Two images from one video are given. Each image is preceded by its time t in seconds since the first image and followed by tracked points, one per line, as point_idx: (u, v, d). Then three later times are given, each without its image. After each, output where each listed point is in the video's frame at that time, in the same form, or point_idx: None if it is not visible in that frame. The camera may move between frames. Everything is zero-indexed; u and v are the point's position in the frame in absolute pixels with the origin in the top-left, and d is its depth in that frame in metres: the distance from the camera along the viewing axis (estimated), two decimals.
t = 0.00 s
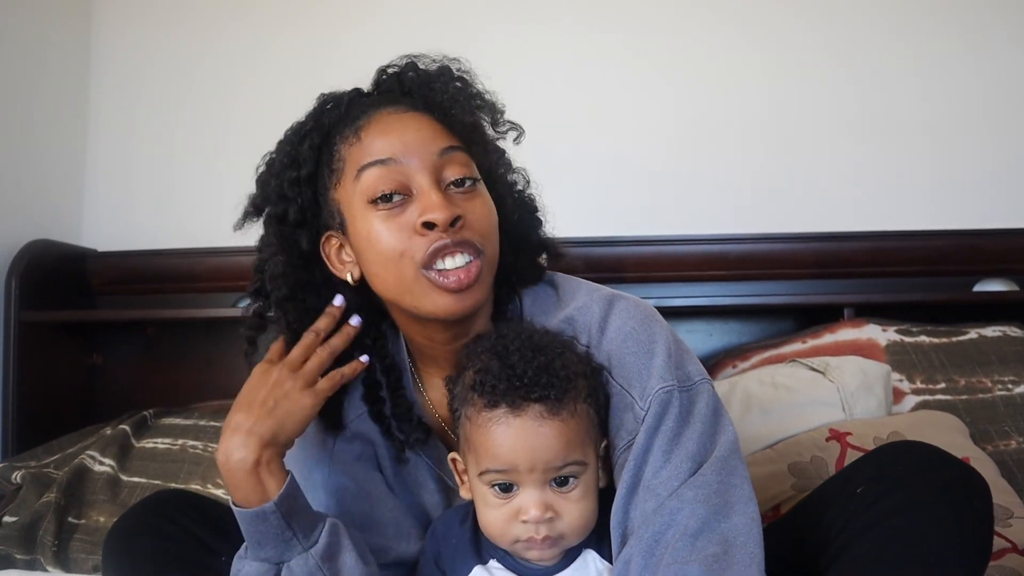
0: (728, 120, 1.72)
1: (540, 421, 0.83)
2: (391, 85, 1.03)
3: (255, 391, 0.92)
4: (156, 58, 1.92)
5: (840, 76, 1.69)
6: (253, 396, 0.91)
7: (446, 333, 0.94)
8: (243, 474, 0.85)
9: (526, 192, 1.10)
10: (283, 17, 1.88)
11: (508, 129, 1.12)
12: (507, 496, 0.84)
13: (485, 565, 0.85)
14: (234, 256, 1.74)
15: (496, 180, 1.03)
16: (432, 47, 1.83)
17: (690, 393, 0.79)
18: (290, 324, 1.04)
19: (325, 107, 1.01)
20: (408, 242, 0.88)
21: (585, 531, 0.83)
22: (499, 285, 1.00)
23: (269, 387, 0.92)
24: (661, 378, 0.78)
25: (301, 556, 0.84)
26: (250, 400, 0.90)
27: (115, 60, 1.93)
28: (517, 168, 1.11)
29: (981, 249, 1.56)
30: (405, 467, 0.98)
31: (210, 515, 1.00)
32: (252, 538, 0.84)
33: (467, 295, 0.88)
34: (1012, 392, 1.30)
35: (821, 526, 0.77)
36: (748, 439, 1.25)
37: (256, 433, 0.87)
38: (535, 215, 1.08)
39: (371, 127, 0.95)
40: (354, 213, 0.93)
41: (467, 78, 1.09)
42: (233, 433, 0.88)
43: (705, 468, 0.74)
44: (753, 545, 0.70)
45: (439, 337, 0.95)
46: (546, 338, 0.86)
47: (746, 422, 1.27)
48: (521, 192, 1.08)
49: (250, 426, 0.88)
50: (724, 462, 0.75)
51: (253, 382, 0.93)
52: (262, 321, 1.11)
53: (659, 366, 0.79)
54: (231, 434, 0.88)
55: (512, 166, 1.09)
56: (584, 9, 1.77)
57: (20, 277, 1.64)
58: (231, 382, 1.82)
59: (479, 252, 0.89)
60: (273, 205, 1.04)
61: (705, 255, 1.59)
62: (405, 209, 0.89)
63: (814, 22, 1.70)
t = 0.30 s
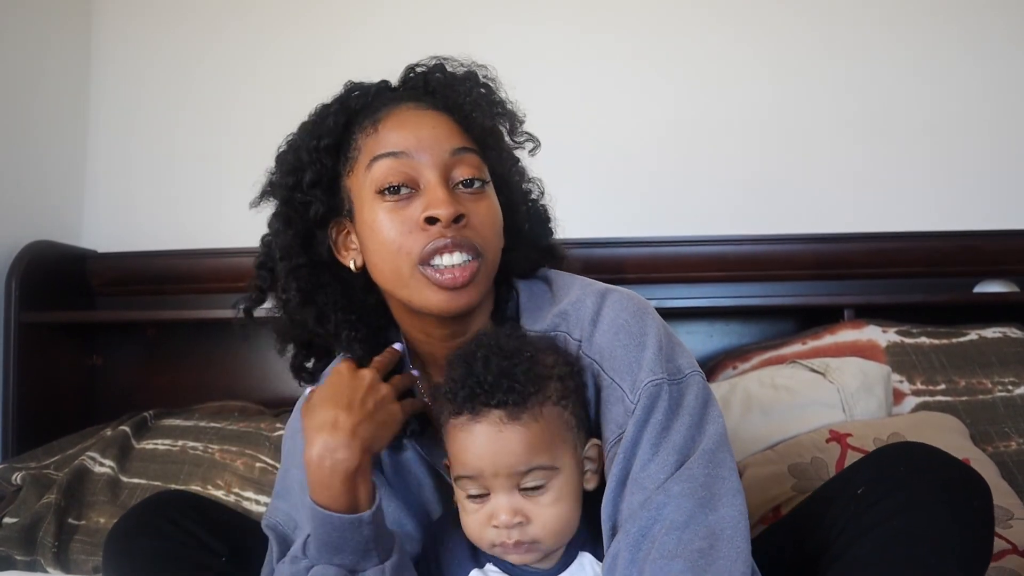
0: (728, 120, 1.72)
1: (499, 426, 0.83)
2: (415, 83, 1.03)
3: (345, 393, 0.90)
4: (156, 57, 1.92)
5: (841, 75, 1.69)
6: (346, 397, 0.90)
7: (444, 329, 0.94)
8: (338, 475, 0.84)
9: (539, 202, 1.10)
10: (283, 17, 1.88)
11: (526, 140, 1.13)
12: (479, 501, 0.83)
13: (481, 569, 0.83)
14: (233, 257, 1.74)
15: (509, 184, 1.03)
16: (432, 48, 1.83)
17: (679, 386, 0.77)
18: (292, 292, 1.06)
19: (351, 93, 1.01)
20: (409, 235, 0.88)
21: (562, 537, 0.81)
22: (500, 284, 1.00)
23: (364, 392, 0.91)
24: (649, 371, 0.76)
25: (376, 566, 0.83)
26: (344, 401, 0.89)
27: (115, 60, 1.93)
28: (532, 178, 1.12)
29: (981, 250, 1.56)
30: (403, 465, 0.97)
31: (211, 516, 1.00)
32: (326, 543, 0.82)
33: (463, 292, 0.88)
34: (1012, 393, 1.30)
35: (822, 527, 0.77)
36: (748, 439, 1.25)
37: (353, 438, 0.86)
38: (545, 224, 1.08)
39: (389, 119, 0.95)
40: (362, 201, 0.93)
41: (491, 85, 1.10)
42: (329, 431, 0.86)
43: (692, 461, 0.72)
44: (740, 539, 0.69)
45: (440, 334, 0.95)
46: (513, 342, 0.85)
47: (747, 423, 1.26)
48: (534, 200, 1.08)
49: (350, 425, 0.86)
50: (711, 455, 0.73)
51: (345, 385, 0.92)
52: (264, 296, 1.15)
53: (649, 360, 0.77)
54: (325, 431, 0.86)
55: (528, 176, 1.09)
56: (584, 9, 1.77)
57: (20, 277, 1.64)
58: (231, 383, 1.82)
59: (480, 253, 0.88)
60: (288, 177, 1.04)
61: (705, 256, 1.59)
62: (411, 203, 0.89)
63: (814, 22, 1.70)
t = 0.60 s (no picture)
0: (729, 121, 1.72)
1: (490, 419, 0.82)
2: (440, 81, 1.03)
3: (379, 385, 0.89)
4: (157, 58, 1.92)
5: (841, 76, 1.69)
6: (380, 389, 0.89)
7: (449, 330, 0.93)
8: (374, 466, 0.83)
9: (551, 206, 1.11)
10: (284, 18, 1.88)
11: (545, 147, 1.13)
12: (474, 493, 0.83)
13: (484, 565, 0.83)
14: (233, 259, 1.74)
15: (524, 186, 1.03)
16: (433, 49, 1.83)
17: (663, 371, 0.76)
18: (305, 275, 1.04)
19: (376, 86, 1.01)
20: (425, 233, 0.87)
21: (555, 532, 0.80)
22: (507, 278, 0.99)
23: (398, 384, 0.90)
24: (631, 359, 0.76)
25: (400, 556, 0.82)
26: (379, 393, 0.88)
27: (116, 61, 1.93)
28: (546, 183, 1.12)
29: (981, 251, 1.56)
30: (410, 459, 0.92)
31: (211, 516, 1.00)
32: (354, 531, 0.81)
33: (474, 294, 0.87)
34: (1012, 394, 1.30)
35: (826, 529, 0.77)
36: (748, 440, 1.25)
37: (386, 428, 0.85)
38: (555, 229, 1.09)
39: (412, 115, 0.94)
40: (380, 196, 0.92)
41: (515, 90, 1.09)
42: (365, 423, 0.86)
43: (678, 450, 0.71)
44: (730, 530, 0.67)
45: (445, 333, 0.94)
46: (511, 338, 0.85)
47: (747, 424, 1.27)
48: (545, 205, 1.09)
49: (386, 417, 0.86)
50: (698, 444, 0.72)
51: (379, 376, 0.91)
52: (276, 281, 1.14)
53: (630, 346, 0.77)
54: (361, 422, 0.86)
55: (542, 181, 1.09)
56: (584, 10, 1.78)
57: (21, 277, 1.63)
58: (231, 385, 1.82)
59: (492, 258, 0.87)
60: (307, 162, 1.03)
61: (705, 257, 1.60)
62: (429, 200, 0.88)
63: (814, 23, 1.71)
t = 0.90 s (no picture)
0: (729, 120, 1.72)
1: (494, 434, 0.81)
2: (452, 79, 0.97)
3: (376, 384, 0.89)
4: (157, 58, 1.92)
5: (842, 76, 1.69)
6: (378, 388, 0.89)
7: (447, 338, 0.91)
8: (372, 464, 0.83)
9: (551, 211, 1.08)
10: (284, 19, 1.88)
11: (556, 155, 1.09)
12: (473, 508, 0.83)
13: (478, 569, 0.83)
14: (233, 259, 1.74)
15: (529, 194, 1.00)
16: (433, 48, 1.83)
17: (644, 365, 0.75)
18: (300, 266, 1.02)
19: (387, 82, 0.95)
20: (430, 247, 0.83)
21: (558, 539, 0.80)
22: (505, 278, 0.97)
23: (396, 383, 0.90)
24: (612, 355, 0.75)
25: (399, 555, 0.82)
26: (377, 391, 0.88)
27: (116, 60, 1.93)
28: (549, 188, 1.08)
29: (981, 251, 1.56)
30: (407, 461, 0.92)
31: (210, 518, 1.00)
32: (354, 528, 0.81)
33: (476, 312, 0.84)
34: (1012, 394, 1.30)
35: (826, 529, 0.77)
36: (748, 439, 1.25)
37: (382, 424, 0.85)
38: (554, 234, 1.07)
39: (422, 120, 0.90)
40: (384, 202, 0.89)
41: (529, 97, 1.04)
42: (363, 421, 0.85)
43: (661, 447, 0.71)
44: (715, 528, 0.67)
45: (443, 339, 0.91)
46: (500, 346, 0.83)
47: (747, 424, 1.27)
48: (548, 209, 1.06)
49: (384, 415, 0.86)
50: (681, 440, 0.71)
51: (377, 374, 0.91)
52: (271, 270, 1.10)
53: (612, 341, 0.76)
54: (359, 420, 0.86)
55: (547, 185, 1.06)
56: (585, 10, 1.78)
57: (20, 277, 1.63)
58: (231, 384, 1.82)
59: (494, 276, 0.84)
60: (313, 155, 0.99)
61: (705, 257, 1.60)
62: (436, 213, 0.84)
63: (815, 23, 1.71)
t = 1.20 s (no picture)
0: (729, 120, 1.72)
1: (504, 437, 0.80)
2: (456, 80, 0.95)
3: (373, 383, 0.89)
4: (157, 58, 1.92)
5: (841, 76, 1.69)
6: (375, 388, 0.89)
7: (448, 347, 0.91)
8: (369, 463, 0.83)
9: (556, 210, 1.06)
10: (284, 19, 1.88)
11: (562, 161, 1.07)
12: (481, 512, 0.82)
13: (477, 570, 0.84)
14: (233, 258, 1.74)
15: (535, 203, 0.98)
16: (432, 48, 1.83)
17: (644, 366, 0.76)
18: (296, 270, 1.01)
19: (388, 83, 0.94)
20: (433, 263, 0.83)
21: (566, 541, 0.81)
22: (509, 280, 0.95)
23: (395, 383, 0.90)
24: (611, 355, 0.75)
25: (396, 556, 0.82)
26: (374, 391, 0.88)
27: (116, 60, 1.93)
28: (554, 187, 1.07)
29: (981, 251, 1.56)
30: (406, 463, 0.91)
31: (210, 518, 1.00)
32: (351, 528, 0.81)
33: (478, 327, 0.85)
34: (1012, 393, 1.30)
35: (827, 528, 0.77)
36: (748, 439, 1.25)
37: (378, 424, 0.85)
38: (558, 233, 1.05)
39: (424, 129, 0.88)
40: (386, 214, 0.88)
41: (534, 99, 1.02)
42: (360, 421, 0.85)
43: (658, 449, 0.70)
44: (711, 530, 0.67)
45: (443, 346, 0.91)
46: (506, 348, 0.81)
47: (746, 423, 1.27)
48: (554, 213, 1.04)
49: (380, 415, 0.86)
50: (679, 442, 0.71)
51: (374, 374, 0.91)
52: (268, 269, 1.10)
53: (611, 341, 0.77)
54: (355, 420, 0.86)
55: (553, 190, 1.04)
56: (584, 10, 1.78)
57: (20, 277, 1.63)
58: (231, 384, 1.82)
59: (497, 291, 0.84)
60: (313, 159, 0.98)
61: (705, 257, 1.60)
62: (439, 228, 0.83)
63: (815, 23, 1.71)
